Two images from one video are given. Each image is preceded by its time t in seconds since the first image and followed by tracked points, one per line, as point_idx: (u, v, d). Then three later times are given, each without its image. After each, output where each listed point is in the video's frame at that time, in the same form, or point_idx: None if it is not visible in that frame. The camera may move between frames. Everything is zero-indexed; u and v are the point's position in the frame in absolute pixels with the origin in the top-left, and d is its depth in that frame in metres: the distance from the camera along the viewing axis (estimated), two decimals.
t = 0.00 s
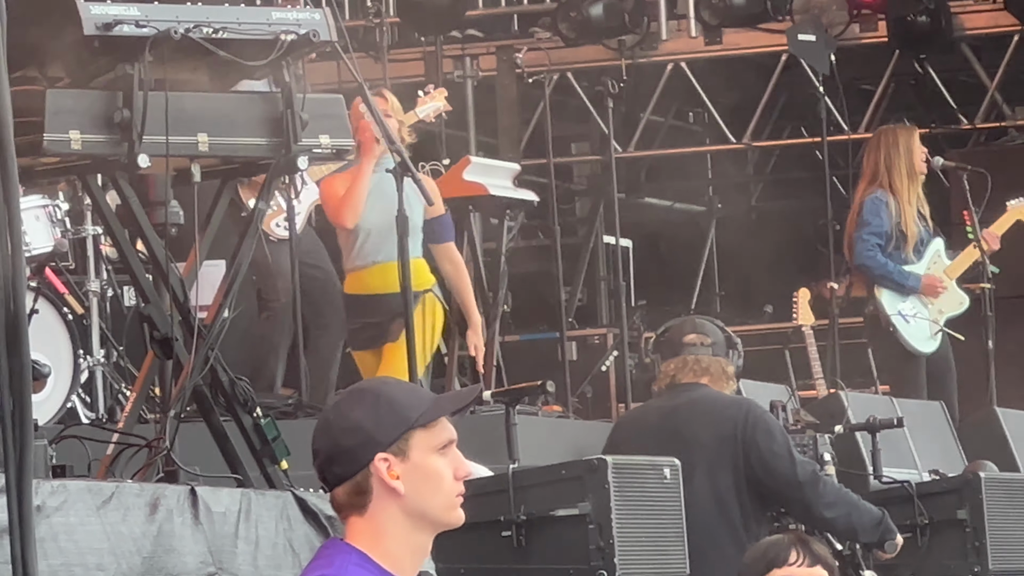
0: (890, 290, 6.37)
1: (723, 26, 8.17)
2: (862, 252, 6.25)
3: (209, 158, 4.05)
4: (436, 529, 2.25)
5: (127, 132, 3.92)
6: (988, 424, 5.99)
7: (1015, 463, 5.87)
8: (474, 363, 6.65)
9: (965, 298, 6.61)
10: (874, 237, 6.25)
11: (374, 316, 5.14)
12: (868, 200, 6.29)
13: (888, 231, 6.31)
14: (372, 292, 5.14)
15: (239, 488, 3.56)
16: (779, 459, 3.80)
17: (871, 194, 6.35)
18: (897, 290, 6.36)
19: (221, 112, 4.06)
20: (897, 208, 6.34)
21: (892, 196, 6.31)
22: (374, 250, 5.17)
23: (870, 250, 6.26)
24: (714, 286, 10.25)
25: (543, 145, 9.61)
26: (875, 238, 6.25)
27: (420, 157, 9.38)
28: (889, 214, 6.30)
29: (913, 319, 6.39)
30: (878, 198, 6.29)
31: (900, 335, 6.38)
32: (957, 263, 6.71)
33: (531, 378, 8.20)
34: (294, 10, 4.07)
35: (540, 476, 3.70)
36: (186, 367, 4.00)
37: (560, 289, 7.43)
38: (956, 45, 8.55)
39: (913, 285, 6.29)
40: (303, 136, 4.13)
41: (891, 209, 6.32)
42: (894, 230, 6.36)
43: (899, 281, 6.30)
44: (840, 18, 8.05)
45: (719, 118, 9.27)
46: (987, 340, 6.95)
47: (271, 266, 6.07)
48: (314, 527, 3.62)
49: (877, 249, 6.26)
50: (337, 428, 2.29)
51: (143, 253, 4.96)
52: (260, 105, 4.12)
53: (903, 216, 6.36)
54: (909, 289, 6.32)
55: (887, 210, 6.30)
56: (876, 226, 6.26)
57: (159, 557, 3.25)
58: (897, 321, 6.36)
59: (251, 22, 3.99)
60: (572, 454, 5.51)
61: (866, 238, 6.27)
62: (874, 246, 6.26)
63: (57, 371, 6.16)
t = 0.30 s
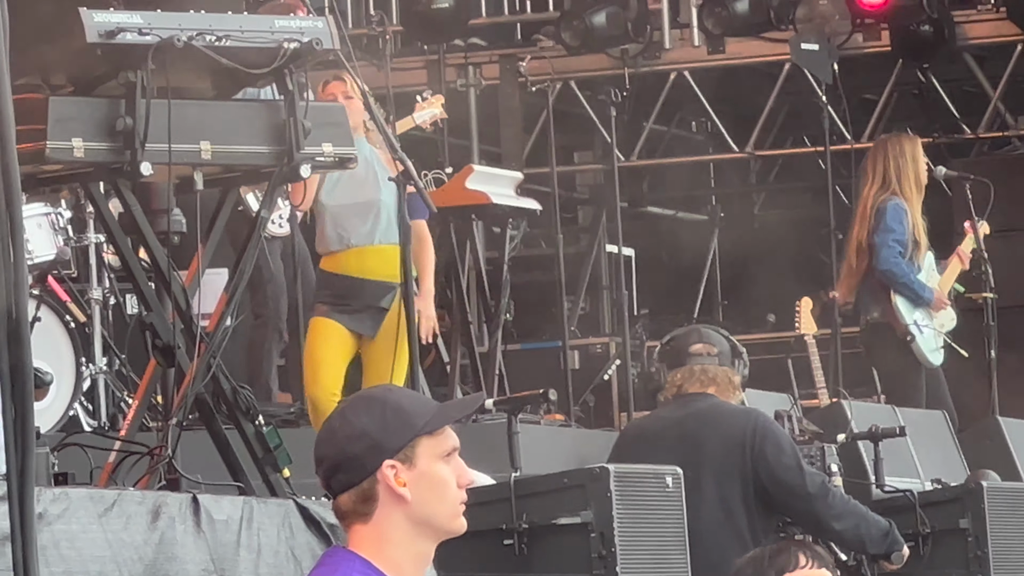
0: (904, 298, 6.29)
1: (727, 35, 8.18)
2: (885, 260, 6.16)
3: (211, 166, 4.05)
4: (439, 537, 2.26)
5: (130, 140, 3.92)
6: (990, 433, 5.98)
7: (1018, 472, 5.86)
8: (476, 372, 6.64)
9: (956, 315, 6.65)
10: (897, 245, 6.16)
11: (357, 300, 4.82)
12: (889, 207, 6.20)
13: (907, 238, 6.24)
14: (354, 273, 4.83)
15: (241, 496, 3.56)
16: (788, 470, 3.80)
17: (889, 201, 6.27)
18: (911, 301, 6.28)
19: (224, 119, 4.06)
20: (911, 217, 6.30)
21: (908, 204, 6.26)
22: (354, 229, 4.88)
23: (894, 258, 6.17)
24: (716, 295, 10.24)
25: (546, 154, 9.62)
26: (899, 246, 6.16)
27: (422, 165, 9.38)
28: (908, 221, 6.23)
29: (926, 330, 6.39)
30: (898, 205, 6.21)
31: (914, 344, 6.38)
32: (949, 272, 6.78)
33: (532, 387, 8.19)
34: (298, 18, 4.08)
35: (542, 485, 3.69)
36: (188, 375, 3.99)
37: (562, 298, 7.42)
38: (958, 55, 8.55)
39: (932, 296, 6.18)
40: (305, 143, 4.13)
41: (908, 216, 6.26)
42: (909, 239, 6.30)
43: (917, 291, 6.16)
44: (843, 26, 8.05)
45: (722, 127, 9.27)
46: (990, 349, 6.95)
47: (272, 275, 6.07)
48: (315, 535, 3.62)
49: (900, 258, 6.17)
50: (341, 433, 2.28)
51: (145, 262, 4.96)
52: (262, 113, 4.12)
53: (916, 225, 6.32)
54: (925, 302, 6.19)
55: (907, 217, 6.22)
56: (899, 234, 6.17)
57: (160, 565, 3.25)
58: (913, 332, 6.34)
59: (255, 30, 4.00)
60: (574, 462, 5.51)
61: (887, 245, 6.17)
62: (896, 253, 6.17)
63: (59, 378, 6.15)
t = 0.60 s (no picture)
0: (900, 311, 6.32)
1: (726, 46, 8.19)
2: (878, 273, 6.19)
3: (209, 174, 4.05)
4: (438, 545, 2.27)
5: (128, 148, 3.93)
6: (988, 443, 5.98)
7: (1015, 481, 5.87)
8: (473, 381, 6.64)
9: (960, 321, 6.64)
10: (890, 258, 6.20)
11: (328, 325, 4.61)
12: (882, 221, 6.23)
13: (902, 253, 6.27)
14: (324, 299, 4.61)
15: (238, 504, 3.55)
16: (793, 482, 3.80)
17: (883, 214, 6.29)
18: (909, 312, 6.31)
19: (222, 127, 4.07)
20: (907, 231, 6.32)
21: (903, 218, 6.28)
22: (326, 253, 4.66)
23: (886, 273, 6.21)
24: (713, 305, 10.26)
25: (544, 163, 9.63)
26: (892, 260, 6.20)
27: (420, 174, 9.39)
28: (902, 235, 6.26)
29: (924, 342, 6.38)
30: (892, 218, 6.25)
31: (913, 356, 6.37)
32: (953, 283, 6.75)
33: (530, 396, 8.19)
34: (296, 27, 4.09)
35: (541, 494, 3.69)
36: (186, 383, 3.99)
37: (560, 307, 7.42)
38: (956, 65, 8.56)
39: (927, 306, 6.25)
40: (303, 152, 4.13)
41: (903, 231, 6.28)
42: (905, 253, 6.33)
43: (913, 302, 6.25)
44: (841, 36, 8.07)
45: (720, 136, 9.28)
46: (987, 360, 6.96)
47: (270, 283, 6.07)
48: (313, 544, 3.61)
49: (893, 272, 6.21)
50: (352, 442, 2.26)
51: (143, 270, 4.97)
52: (260, 122, 4.13)
53: (911, 239, 6.34)
54: (922, 311, 6.27)
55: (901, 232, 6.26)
56: (892, 248, 6.21)
57: (159, 573, 3.25)
58: (909, 343, 6.34)
59: (253, 39, 4.01)
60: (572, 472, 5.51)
61: (882, 259, 6.21)
62: (890, 267, 6.21)
63: (58, 386, 6.15)
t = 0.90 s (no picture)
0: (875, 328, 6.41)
1: (718, 55, 8.21)
2: (845, 291, 6.31)
3: (201, 183, 4.05)
4: (427, 555, 2.28)
5: (120, 157, 3.93)
6: (980, 452, 5.99)
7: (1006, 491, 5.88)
8: (465, 389, 6.64)
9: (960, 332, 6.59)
10: (858, 277, 6.30)
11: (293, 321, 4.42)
12: (854, 240, 6.35)
13: (875, 271, 6.35)
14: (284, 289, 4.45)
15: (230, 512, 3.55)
16: (792, 493, 3.81)
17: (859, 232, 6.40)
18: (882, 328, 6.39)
19: (214, 136, 4.06)
20: (884, 248, 6.38)
21: (878, 235, 6.36)
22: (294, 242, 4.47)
23: (855, 290, 6.31)
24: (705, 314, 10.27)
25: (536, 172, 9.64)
26: (859, 278, 6.30)
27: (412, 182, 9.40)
28: (875, 253, 6.35)
29: (897, 359, 6.43)
30: (865, 236, 6.35)
31: (884, 373, 6.42)
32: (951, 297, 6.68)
33: (522, 405, 8.19)
34: (288, 35, 4.09)
35: (531, 502, 3.69)
36: (177, 392, 3.99)
37: (552, 316, 7.42)
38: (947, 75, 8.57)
39: (897, 323, 6.30)
40: (295, 161, 4.14)
41: (877, 249, 6.36)
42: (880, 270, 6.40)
43: (883, 320, 6.31)
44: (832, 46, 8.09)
45: (711, 145, 9.30)
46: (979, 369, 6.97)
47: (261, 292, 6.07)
48: (305, 553, 3.60)
49: (861, 289, 6.31)
50: (343, 449, 2.27)
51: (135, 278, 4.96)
52: (251, 131, 4.13)
53: (890, 256, 6.38)
54: (893, 327, 6.32)
55: (873, 249, 6.34)
56: (861, 266, 6.31)
57: None
58: (880, 361, 6.41)
59: (244, 48, 4.01)
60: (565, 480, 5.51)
61: (851, 277, 6.32)
62: (859, 285, 6.31)
63: (50, 394, 6.14)
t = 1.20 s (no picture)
0: (853, 337, 6.46)
1: (705, 65, 8.23)
2: (825, 298, 6.36)
3: (186, 193, 4.04)
4: (408, 565, 2.36)
5: (106, 167, 3.93)
6: (965, 463, 6.00)
7: (991, 501, 5.89)
8: (451, 400, 6.63)
9: (939, 344, 6.53)
10: (837, 284, 6.36)
11: (271, 337, 4.50)
12: (836, 248, 6.40)
13: (853, 279, 6.41)
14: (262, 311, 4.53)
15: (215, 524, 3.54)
16: (782, 504, 3.82)
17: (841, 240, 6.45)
18: (860, 337, 6.43)
19: (199, 147, 4.06)
20: (866, 257, 6.43)
21: (860, 244, 6.41)
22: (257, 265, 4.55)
23: (833, 297, 6.36)
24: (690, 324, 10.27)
25: (522, 182, 9.65)
26: (838, 285, 6.35)
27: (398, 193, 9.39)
28: (855, 261, 6.40)
29: (872, 368, 6.45)
30: (846, 245, 6.40)
31: (857, 381, 6.45)
32: (935, 309, 6.61)
33: (507, 416, 8.19)
34: (274, 46, 4.09)
35: (517, 513, 3.69)
36: (162, 403, 3.98)
37: (537, 327, 7.42)
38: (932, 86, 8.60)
39: (873, 333, 6.35)
40: (281, 172, 4.13)
41: (858, 257, 6.42)
42: (861, 278, 6.44)
43: (860, 329, 6.37)
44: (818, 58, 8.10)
45: (697, 157, 9.31)
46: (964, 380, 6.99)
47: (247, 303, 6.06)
48: (290, 564, 3.60)
49: (839, 297, 6.35)
50: (324, 463, 2.37)
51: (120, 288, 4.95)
52: (237, 142, 4.13)
53: (870, 264, 6.43)
54: (870, 336, 6.38)
55: (854, 257, 6.40)
56: (840, 274, 6.37)
57: None
58: (853, 368, 6.45)
59: (230, 58, 4.01)
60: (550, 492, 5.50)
61: (830, 285, 6.38)
62: (837, 292, 6.36)
63: (35, 404, 6.11)
